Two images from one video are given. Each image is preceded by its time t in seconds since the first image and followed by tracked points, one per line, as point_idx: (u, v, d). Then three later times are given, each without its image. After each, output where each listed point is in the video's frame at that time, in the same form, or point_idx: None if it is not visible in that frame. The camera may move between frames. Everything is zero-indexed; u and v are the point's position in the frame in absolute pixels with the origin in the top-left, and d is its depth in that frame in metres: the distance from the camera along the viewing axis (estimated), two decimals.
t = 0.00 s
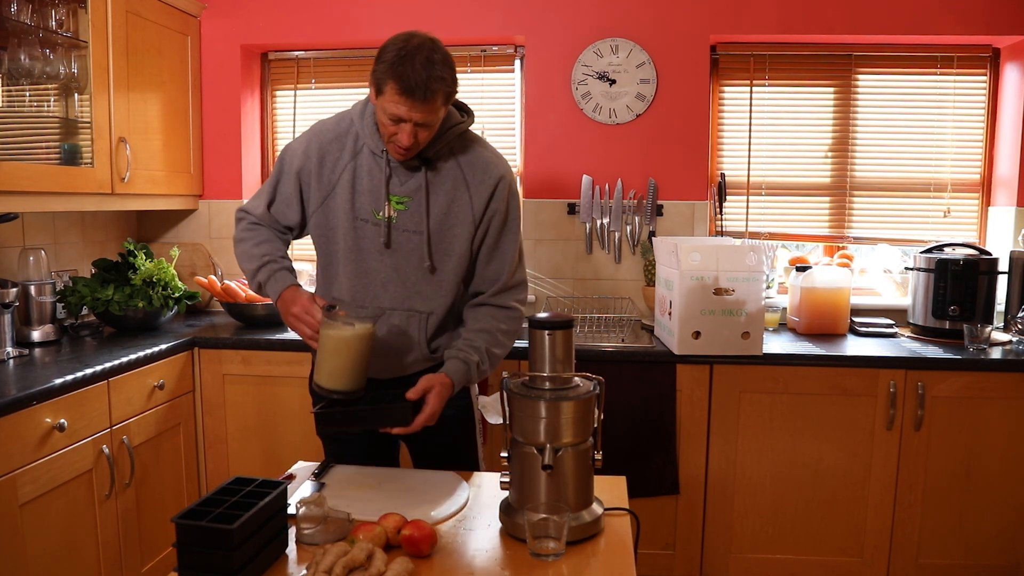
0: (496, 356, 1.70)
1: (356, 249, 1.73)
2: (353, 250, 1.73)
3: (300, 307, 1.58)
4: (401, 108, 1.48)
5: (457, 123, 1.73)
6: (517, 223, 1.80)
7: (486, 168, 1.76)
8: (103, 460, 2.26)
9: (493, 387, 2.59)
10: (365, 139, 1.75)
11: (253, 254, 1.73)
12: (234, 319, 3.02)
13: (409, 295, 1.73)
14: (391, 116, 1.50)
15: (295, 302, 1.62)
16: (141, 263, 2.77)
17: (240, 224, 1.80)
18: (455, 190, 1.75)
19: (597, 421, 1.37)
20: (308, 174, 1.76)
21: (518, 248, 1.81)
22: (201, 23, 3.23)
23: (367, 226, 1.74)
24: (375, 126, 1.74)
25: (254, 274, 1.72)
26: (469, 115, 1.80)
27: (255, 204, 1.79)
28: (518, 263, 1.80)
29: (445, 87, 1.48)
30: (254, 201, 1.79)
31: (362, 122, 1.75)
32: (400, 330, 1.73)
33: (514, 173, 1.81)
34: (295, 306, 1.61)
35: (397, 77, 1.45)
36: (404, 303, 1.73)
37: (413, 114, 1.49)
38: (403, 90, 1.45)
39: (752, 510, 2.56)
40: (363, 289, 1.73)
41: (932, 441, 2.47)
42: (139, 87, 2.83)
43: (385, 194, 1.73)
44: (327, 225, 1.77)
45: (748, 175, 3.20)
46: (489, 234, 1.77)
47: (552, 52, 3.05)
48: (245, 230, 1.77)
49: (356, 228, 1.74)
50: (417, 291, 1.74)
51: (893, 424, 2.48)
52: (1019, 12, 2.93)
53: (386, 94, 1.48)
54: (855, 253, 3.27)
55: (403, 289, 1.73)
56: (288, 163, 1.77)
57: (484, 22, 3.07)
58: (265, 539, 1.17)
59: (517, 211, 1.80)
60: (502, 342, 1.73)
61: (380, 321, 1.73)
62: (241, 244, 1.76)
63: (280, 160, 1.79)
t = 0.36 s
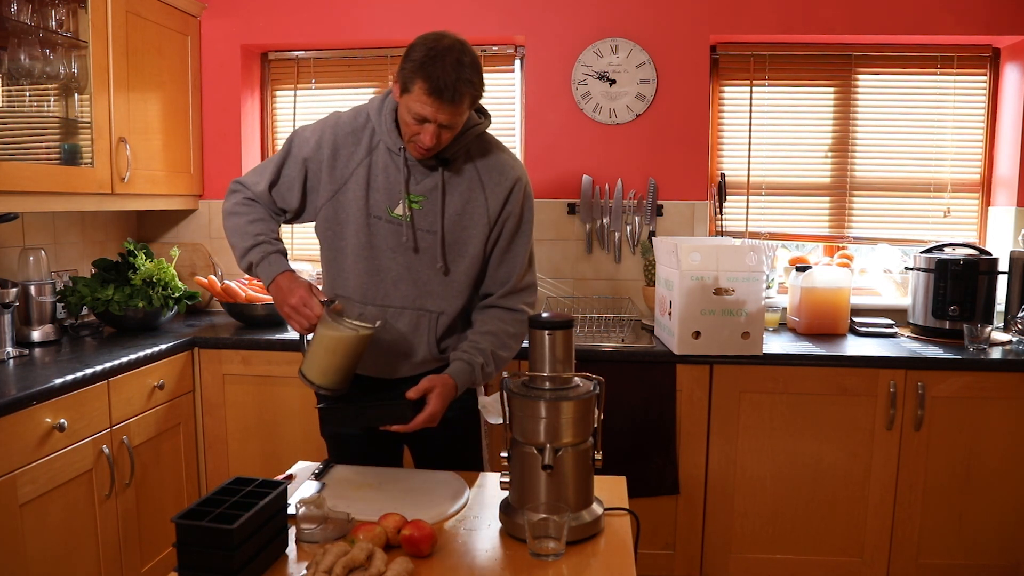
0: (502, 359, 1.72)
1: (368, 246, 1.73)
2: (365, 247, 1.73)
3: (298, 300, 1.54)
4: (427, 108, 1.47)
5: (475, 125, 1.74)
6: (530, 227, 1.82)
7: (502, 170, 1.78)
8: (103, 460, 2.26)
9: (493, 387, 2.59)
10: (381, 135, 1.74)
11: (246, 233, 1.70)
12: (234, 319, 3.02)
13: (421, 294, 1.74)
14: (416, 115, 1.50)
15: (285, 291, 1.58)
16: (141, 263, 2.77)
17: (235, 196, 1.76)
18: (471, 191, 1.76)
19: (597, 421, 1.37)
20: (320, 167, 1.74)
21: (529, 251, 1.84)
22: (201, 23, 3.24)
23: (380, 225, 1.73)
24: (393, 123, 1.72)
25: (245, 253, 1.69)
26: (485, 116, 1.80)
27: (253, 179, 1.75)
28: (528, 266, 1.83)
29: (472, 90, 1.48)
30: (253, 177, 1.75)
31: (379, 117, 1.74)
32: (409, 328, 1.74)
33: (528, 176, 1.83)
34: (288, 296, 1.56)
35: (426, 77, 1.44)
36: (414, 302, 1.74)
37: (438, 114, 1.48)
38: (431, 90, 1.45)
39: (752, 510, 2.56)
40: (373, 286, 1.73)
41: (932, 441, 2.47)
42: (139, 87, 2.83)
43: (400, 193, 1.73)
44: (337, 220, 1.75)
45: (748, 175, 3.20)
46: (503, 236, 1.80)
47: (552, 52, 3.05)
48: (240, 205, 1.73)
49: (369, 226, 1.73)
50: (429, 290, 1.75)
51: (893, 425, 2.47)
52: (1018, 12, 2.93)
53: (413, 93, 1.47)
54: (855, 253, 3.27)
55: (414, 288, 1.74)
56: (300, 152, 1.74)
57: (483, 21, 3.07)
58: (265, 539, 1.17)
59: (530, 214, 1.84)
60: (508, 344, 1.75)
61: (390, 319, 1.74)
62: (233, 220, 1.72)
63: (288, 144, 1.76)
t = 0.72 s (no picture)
0: (496, 366, 1.74)
1: (371, 248, 1.73)
2: (368, 249, 1.72)
3: (301, 306, 1.54)
4: (437, 115, 1.47)
5: (481, 129, 1.69)
6: (533, 232, 1.83)
7: (506, 175, 1.78)
8: (102, 460, 2.26)
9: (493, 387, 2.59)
10: (387, 136, 1.74)
11: (248, 233, 1.69)
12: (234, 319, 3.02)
13: (423, 297, 1.75)
14: (425, 121, 1.49)
15: (288, 298, 1.57)
16: (141, 263, 2.77)
17: (236, 193, 1.75)
18: (476, 195, 1.77)
19: (597, 421, 1.37)
20: (324, 167, 1.74)
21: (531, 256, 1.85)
22: (201, 23, 3.24)
23: (383, 226, 1.74)
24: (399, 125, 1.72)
25: (245, 253, 1.68)
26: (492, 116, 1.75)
27: (255, 176, 1.74)
28: (528, 270, 1.84)
29: (483, 98, 1.48)
30: (256, 175, 1.75)
31: (384, 119, 1.74)
32: (411, 331, 1.75)
33: (532, 181, 1.84)
34: (292, 304, 1.55)
35: (439, 84, 1.44)
36: (415, 306, 1.74)
37: (449, 121, 1.48)
38: (443, 98, 1.44)
39: (752, 510, 2.56)
40: (376, 288, 1.73)
41: (932, 441, 2.47)
42: (139, 87, 2.83)
43: (404, 195, 1.73)
44: (341, 221, 1.75)
45: (748, 175, 3.20)
46: (506, 240, 1.81)
47: (552, 52, 3.05)
48: (241, 203, 1.73)
49: (372, 228, 1.73)
50: (431, 293, 1.75)
51: (893, 424, 2.47)
52: (1018, 12, 2.93)
53: (424, 99, 1.46)
54: (855, 253, 3.27)
55: (417, 291, 1.75)
56: (304, 152, 1.74)
57: (483, 21, 3.07)
58: (265, 539, 1.17)
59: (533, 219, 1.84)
60: (503, 351, 1.76)
61: (391, 321, 1.74)
62: (234, 218, 1.72)
63: (292, 142, 1.75)
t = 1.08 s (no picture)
0: (494, 371, 1.74)
1: (372, 249, 1.73)
2: (368, 251, 1.72)
3: (303, 309, 1.53)
4: (441, 120, 1.47)
5: (486, 132, 1.68)
6: (534, 236, 1.84)
7: (509, 179, 1.78)
8: (103, 460, 2.26)
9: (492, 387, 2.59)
10: (389, 137, 1.73)
11: (250, 233, 1.69)
12: (234, 319, 3.02)
13: (423, 299, 1.75)
14: (429, 126, 1.49)
15: (290, 299, 1.57)
16: (141, 263, 2.77)
17: (238, 193, 1.75)
18: (477, 198, 1.77)
19: (597, 422, 1.37)
20: (327, 167, 1.73)
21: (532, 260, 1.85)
22: (201, 23, 3.24)
23: (384, 228, 1.73)
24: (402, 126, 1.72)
25: (248, 253, 1.68)
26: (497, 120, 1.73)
27: (257, 177, 1.75)
28: (528, 274, 1.85)
29: (488, 104, 1.48)
30: (258, 175, 1.75)
31: (387, 120, 1.74)
32: (411, 333, 1.75)
33: (534, 185, 1.84)
34: (294, 306, 1.55)
35: (443, 90, 1.44)
36: (414, 308, 1.74)
37: (452, 127, 1.48)
38: (447, 103, 1.44)
39: (752, 510, 2.56)
40: (376, 290, 1.73)
41: (932, 441, 2.47)
42: (139, 87, 2.83)
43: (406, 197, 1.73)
44: (342, 221, 1.75)
45: (748, 175, 3.20)
46: (507, 244, 1.81)
47: (552, 52, 3.05)
48: (243, 204, 1.73)
49: (373, 230, 1.73)
50: (432, 296, 1.76)
51: (892, 424, 2.48)
52: (1018, 12, 2.93)
53: (428, 104, 1.46)
54: (855, 253, 3.26)
55: (417, 294, 1.75)
56: (307, 151, 1.74)
57: (483, 21, 3.07)
58: (265, 539, 1.17)
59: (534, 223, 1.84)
60: (501, 356, 1.77)
61: (391, 323, 1.74)
62: (236, 219, 1.72)
63: (294, 142, 1.75)
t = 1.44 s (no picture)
0: (496, 373, 1.74)
1: (375, 250, 1.73)
2: (370, 252, 1.73)
3: (304, 311, 1.53)
4: (442, 123, 1.47)
5: (488, 134, 1.68)
6: (537, 238, 1.83)
7: (511, 181, 1.77)
8: (103, 460, 2.26)
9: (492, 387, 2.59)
10: (392, 138, 1.73)
11: (251, 234, 1.70)
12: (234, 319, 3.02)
13: (425, 300, 1.75)
14: (430, 129, 1.49)
15: (291, 301, 1.57)
16: (141, 263, 2.77)
17: (240, 193, 1.75)
18: (480, 200, 1.76)
19: (597, 421, 1.37)
20: (329, 168, 1.73)
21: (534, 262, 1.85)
22: (201, 23, 3.24)
23: (387, 229, 1.74)
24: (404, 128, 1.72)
25: (249, 253, 1.68)
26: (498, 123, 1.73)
27: (260, 177, 1.75)
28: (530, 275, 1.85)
29: (490, 109, 1.48)
30: (260, 175, 1.75)
31: (390, 121, 1.74)
32: (412, 334, 1.75)
33: (537, 187, 1.83)
34: (295, 308, 1.55)
35: (445, 93, 1.43)
36: (416, 310, 1.75)
37: (453, 131, 1.48)
38: (449, 107, 1.44)
39: (752, 510, 2.56)
40: (378, 290, 1.73)
41: (933, 441, 2.47)
42: (139, 87, 2.83)
43: (408, 198, 1.73)
44: (344, 222, 1.75)
45: (748, 175, 3.20)
46: (509, 246, 1.81)
47: (552, 52, 3.05)
48: (245, 203, 1.73)
49: (376, 231, 1.73)
50: (434, 297, 1.76)
51: (893, 424, 2.47)
52: (1019, 13, 2.93)
53: (430, 107, 1.46)
54: (855, 253, 3.26)
55: (419, 295, 1.75)
56: (309, 152, 1.74)
57: (483, 22, 3.07)
58: (265, 540, 1.17)
59: (536, 225, 1.84)
60: (503, 358, 1.77)
61: (393, 324, 1.74)
62: (238, 218, 1.72)
63: (297, 142, 1.75)
